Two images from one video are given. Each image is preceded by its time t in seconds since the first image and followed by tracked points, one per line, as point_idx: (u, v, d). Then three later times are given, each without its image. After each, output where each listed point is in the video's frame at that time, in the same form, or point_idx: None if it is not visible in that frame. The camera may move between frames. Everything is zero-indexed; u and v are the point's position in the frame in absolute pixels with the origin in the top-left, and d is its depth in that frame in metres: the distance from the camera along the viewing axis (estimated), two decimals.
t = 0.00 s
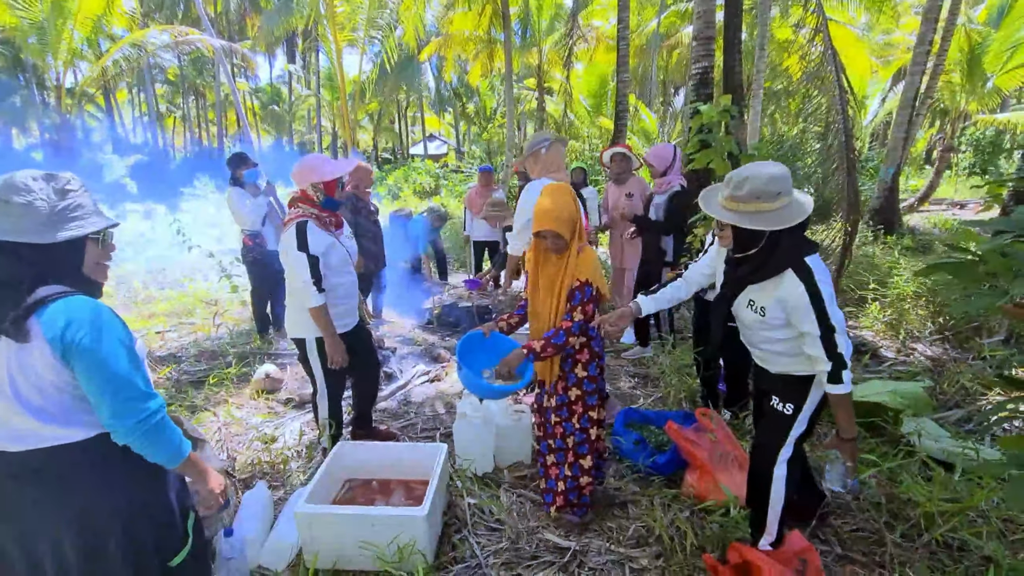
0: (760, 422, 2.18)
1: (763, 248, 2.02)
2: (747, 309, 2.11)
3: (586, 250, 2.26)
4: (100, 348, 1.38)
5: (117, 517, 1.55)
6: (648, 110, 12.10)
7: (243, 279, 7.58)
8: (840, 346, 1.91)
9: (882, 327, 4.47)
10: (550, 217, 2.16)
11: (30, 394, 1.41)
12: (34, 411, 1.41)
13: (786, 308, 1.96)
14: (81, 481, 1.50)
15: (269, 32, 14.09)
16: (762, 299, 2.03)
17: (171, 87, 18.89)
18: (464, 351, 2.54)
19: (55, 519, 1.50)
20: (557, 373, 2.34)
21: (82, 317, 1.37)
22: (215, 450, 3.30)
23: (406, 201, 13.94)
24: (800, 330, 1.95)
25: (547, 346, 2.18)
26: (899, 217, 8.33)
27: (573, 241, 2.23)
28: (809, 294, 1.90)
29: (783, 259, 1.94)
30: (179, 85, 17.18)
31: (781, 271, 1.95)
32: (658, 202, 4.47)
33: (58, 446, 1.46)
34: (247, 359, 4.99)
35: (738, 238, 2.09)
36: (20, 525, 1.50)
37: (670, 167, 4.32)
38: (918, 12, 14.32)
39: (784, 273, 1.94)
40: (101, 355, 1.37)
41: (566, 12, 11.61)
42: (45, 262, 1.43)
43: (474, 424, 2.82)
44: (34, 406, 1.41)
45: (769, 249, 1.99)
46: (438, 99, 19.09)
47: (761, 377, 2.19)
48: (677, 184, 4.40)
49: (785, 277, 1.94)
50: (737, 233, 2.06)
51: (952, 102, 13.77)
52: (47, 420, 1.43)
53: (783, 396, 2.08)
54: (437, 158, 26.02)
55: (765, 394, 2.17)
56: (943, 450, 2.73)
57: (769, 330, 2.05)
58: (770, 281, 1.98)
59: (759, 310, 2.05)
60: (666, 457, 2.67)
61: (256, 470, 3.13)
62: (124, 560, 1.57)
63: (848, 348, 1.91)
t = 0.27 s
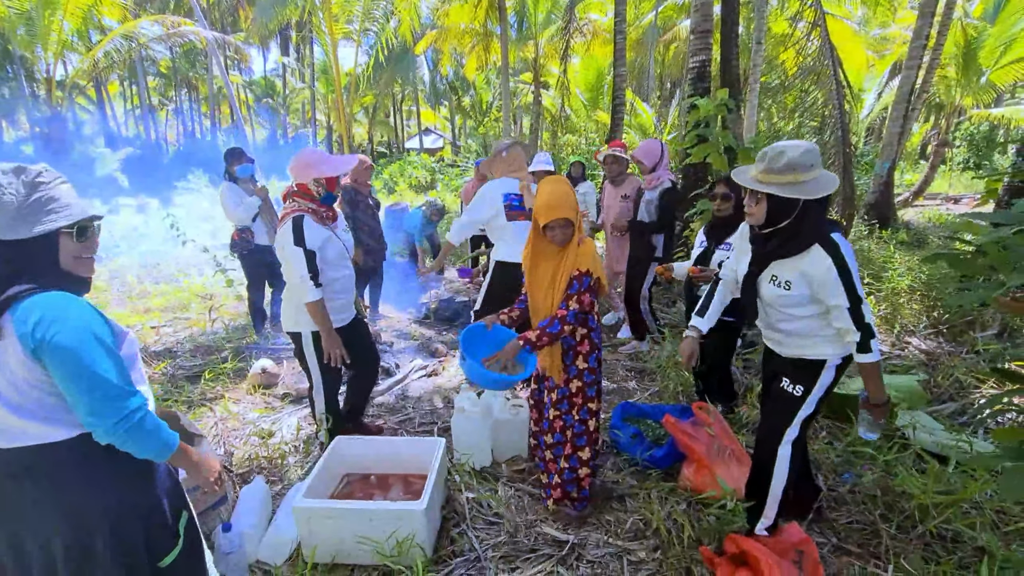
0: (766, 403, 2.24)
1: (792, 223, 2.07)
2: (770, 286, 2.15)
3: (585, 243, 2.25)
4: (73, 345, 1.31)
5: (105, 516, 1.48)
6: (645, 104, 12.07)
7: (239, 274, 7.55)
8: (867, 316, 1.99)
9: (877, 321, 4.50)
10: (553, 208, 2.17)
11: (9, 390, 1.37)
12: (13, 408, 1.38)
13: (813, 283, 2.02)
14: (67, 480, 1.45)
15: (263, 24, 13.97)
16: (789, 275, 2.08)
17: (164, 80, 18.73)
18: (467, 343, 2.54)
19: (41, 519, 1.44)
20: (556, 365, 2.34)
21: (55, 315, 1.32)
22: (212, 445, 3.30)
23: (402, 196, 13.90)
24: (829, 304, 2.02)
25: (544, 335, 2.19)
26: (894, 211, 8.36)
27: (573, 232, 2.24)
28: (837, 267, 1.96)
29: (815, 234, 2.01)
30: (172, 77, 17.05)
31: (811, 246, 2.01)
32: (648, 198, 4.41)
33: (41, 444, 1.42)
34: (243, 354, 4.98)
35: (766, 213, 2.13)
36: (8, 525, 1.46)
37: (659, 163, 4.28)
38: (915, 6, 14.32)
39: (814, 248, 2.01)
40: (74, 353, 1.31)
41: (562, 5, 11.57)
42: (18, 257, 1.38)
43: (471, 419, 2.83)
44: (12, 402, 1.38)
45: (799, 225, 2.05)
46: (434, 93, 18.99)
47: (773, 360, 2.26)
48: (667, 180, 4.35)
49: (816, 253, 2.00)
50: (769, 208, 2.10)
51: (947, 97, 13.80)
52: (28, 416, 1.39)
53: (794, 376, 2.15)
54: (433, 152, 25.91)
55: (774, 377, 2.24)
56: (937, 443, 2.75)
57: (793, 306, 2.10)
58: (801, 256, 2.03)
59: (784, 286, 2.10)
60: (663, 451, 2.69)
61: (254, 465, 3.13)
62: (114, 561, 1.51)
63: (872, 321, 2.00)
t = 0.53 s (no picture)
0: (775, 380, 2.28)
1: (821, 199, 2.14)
2: (789, 262, 2.19)
3: (586, 235, 2.25)
4: (47, 343, 1.26)
5: (95, 519, 1.47)
6: (642, 99, 12.05)
7: (235, 269, 7.52)
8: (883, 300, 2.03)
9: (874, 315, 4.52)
10: (556, 200, 2.18)
11: None
12: None
13: (834, 262, 2.06)
14: (55, 481, 1.42)
15: (259, 19, 13.89)
16: (810, 251, 2.12)
17: (158, 75, 18.60)
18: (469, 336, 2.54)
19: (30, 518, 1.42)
20: (558, 358, 2.34)
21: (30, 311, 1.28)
22: (211, 440, 3.30)
23: (398, 191, 13.86)
24: (845, 282, 2.05)
25: (554, 328, 2.20)
26: (891, 206, 8.39)
27: (576, 223, 2.24)
28: (859, 247, 2.01)
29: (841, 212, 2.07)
30: (166, 72, 16.94)
31: (835, 225, 2.06)
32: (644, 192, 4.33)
33: (25, 443, 1.37)
34: (241, 349, 4.97)
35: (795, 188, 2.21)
36: None
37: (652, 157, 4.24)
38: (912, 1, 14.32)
39: (837, 226, 2.06)
40: (49, 351, 1.26)
41: None
42: None
43: (471, 414, 2.83)
44: None
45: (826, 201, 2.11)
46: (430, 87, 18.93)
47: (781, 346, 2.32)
48: (662, 174, 4.28)
49: (838, 230, 2.05)
50: (799, 181, 2.17)
51: (944, 92, 13.81)
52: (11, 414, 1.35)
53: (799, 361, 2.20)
54: (430, 147, 25.82)
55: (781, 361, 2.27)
56: (933, 435, 2.77)
57: (811, 286, 2.14)
58: (824, 233, 2.08)
59: (803, 262, 2.14)
60: (663, 444, 2.70)
61: (253, 460, 3.13)
62: (104, 561, 1.50)
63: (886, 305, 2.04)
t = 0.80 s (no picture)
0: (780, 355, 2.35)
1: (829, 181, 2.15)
2: (797, 239, 2.23)
3: (587, 225, 2.27)
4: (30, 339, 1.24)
5: (91, 512, 1.45)
6: (639, 92, 12.03)
7: (233, 263, 7.51)
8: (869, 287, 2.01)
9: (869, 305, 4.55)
10: (557, 188, 2.18)
11: None
12: None
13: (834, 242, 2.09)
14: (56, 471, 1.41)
15: (253, 11, 13.80)
16: (817, 228, 2.15)
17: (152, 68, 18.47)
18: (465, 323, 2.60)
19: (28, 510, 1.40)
20: (560, 347, 2.35)
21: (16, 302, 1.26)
22: (211, 432, 3.30)
23: (395, 185, 13.82)
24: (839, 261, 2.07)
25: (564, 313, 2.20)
26: (886, 198, 8.42)
27: (577, 213, 2.24)
28: (862, 231, 2.00)
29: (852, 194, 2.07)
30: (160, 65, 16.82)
31: (849, 205, 2.06)
32: (641, 183, 4.36)
33: (21, 435, 1.36)
34: (239, 342, 4.97)
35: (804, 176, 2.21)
36: None
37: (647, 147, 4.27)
38: None
39: (850, 207, 2.05)
40: (35, 346, 1.25)
41: None
42: None
43: (471, 404, 2.84)
44: None
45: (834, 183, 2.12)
46: (426, 80, 18.85)
47: (785, 331, 2.35)
48: (657, 164, 4.33)
49: (847, 211, 2.06)
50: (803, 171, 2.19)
51: (939, 85, 13.84)
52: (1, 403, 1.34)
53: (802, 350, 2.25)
54: (427, 141, 25.73)
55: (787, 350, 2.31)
56: (928, 422, 2.80)
57: (810, 263, 2.18)
58: (833, 212, 2.10)
59: (808, 239, 2.18)
60: (661, 433, 2.72)
61: (253, 451, 3.14)
62: (99, 553, 1.48)
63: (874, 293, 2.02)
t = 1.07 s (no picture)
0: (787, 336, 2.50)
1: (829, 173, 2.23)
2: (805, 229, 2.33)
3: (585, 216, 2.27)
4: (45, 323, 1.26)
5: (106, 488, 1.48)
6: (635, 84, 12.00)
7: (229, 256, 7.49)
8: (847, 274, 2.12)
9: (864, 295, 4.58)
10: (554, 179, 2.19)
11: None
12: None
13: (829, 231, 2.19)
14: (70, 449, 1.44)
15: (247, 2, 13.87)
16: (820, 219, 2.25)
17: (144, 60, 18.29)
18: (463, 308, 2.72)
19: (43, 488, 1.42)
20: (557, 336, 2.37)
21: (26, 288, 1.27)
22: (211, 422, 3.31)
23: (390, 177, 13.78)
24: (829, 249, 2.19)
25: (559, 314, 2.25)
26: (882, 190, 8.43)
27: (574, 204, 2.26)
28: (852, 224, 2.10)
29: (850, 187, 2.14)
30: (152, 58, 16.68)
31: (850, 197, 2.13)
32: (636, 174, 4.42)
33: (30, 417, 1.38)
34: (237, 335, 4.97)
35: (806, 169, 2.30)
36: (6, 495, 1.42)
37: (644, 138, 4.31)
38: None
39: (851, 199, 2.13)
40: (53, 327, 1.27)
41: None
42: None
43: (470, 393, 2.87)
44: None
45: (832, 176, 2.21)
46: (421, 72, 18.73)
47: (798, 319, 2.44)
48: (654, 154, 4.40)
49: (846, 203, 2.14)
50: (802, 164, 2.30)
51: (935, 77, 13.84)
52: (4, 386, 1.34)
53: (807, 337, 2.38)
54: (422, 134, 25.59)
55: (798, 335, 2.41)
56: (921, 409, 2.84)
57: (811, 251, 2.30)
58: (834, 204, 2.19)
59: (813, 228, 2.28)
60: (658, 420, 2.75)
61: (252, 440, 3.15)
62: (115, 529, 1.50)
63: (855, 282, 2.12)
